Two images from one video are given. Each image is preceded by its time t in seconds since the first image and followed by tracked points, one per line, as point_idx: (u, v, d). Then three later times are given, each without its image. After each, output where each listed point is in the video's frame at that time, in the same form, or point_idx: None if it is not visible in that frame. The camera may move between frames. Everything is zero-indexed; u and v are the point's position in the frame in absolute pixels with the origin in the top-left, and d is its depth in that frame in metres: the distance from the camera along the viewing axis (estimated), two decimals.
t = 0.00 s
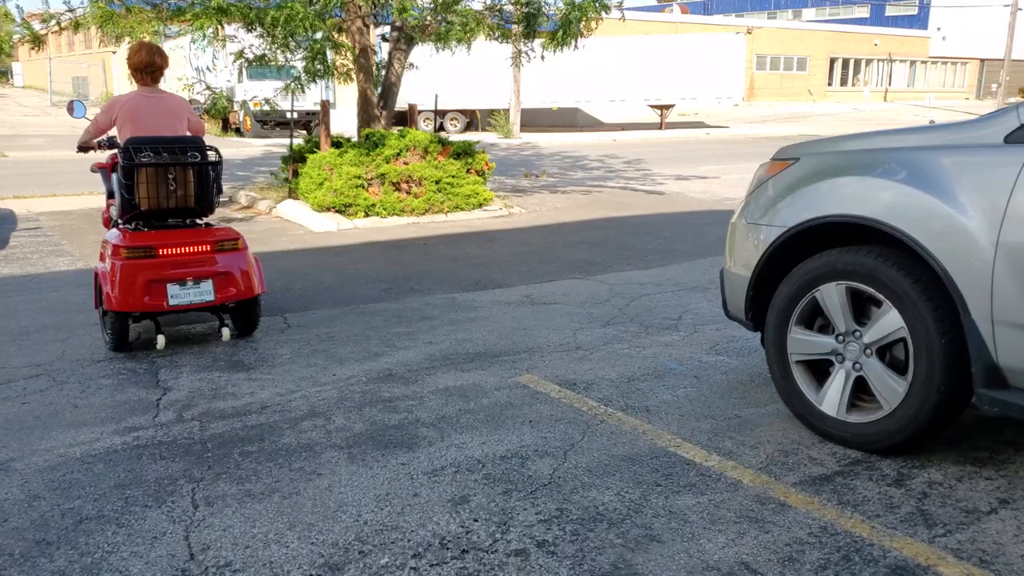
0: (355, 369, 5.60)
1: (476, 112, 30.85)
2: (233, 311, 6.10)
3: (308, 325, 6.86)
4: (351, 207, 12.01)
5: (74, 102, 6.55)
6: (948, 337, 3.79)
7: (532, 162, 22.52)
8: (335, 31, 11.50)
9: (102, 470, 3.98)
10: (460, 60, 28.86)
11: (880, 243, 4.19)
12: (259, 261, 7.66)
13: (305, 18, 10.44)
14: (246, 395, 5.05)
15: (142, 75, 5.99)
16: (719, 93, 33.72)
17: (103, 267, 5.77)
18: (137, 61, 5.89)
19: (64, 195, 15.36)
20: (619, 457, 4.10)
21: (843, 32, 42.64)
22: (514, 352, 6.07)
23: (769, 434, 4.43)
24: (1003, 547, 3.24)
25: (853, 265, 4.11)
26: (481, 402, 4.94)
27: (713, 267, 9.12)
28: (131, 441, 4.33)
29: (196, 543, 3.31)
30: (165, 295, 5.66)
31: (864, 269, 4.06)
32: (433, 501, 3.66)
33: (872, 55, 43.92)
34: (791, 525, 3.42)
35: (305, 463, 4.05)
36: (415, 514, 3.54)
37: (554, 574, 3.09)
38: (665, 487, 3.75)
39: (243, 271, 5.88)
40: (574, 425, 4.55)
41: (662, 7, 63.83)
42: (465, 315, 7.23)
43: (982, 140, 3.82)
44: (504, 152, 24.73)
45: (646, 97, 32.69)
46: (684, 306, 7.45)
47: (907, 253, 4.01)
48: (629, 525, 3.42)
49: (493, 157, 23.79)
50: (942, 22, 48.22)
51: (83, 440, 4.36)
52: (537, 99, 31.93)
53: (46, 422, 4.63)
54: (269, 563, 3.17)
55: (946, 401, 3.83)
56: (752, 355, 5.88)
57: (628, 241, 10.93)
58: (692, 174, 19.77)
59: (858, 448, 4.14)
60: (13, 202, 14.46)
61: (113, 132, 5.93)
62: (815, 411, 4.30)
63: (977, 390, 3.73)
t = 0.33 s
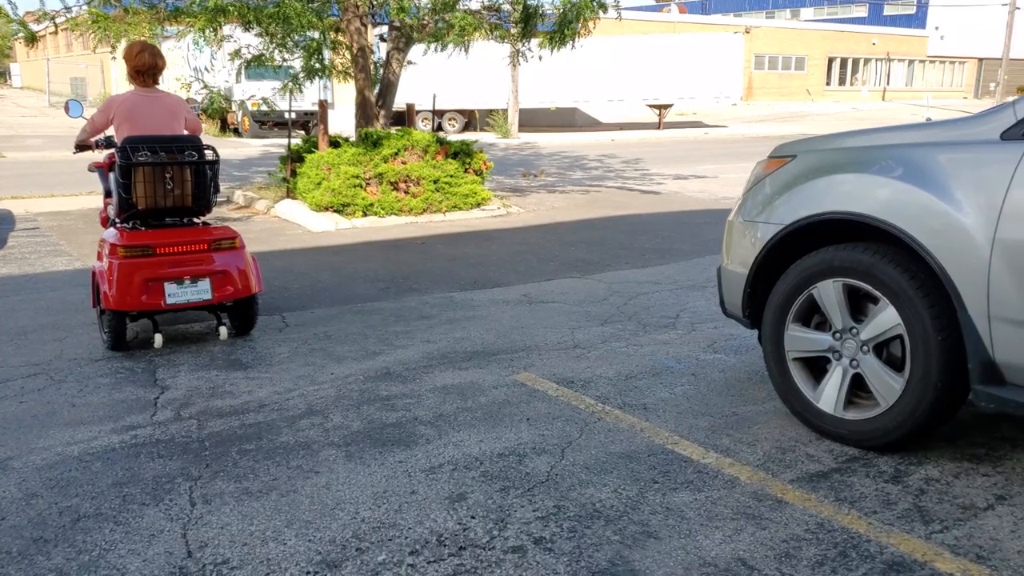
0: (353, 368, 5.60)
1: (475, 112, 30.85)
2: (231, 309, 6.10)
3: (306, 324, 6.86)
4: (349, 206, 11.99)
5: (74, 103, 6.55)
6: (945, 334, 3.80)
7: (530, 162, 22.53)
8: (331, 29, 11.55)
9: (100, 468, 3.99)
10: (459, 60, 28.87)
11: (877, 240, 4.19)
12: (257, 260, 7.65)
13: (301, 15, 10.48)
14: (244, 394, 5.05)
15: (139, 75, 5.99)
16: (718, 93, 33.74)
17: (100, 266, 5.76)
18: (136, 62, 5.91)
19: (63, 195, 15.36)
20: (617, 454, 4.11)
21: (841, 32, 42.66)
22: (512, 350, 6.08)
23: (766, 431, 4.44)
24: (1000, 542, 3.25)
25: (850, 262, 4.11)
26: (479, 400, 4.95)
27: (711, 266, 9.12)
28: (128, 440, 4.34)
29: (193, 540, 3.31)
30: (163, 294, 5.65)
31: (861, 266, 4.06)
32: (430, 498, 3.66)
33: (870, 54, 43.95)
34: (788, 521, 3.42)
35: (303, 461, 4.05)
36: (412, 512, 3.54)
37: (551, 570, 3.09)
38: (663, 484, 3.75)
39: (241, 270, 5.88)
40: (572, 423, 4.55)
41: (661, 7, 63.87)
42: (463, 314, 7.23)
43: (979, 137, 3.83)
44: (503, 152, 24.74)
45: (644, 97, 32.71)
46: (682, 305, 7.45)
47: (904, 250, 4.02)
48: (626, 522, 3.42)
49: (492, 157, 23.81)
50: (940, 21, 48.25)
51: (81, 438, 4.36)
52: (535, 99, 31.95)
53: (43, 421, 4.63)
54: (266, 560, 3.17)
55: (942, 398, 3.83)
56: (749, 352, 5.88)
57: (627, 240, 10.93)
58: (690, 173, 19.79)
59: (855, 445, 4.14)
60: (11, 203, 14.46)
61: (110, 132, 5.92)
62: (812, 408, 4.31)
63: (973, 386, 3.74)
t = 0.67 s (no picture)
0: (350, 366, 5.61)
1: (473, 112, 30.84)
2: (227, 308, 6.11)
3: (303, 323, 6.86)
4: (346, 206, 11.96)
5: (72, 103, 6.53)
6: (940, 332, 3.81)
7: (529, 162, 22.53)
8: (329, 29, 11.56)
9: (96, 466, 3.99)
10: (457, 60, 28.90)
11: (872, 238, 4.20)
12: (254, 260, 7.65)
13: (299, 16, 10.48)
14: (241, 392, 5.05)
15: (135, 73, 5.98)
16: (716, 93, 33.76)
17: (96, 264, 5.76)
18: (135, 61, 5.91)
19: (61, 195, 15.36)
20: (613, 452, 4.11)
21: (840, 32, 42.69)
22: (510, 349, 6.09)
23: (762, 429, 4.44)
24: (994, 540, 3.26)
25: (845, 261, 4.12)
26: (476, 398, 4.95)
27: (709, 266, 9.13)
28: (125, 438, 4.34)
29: (189, 538, 3.31)
30: (159, 292, 5.65)
31: (856, 265, 4.07)
32: (426, 496, 3.66)
33: (869, 54, 43.97)
34: (783, 519, 3.43)
35: (299, 460, 4.06)
36: (408, 510, 3.55)
37: (547, 568, 3.10)
38: (659, 482, 3.75)
39: (238, 268, 5.89)
40: (568, 421, 4.56)
41: (659, 8, 63.87)
42: (461, 313, 7.24)
43: (973, 136, 3.84)
44: (501, 152, 24.75)
45: (643, 97, 32.72)
46: (679, 304, 7.46)
47: (899, 249, 4.03)
48: (622, 519, 3.43)
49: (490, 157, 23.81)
50: (938, 22, 48.26)
51: (77, 437, 4.36)
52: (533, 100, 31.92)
53: (40, 419, 4.63)
54: (262, 558, 3.17)
55: (937, 396, 3.85)
56: (746, 351, 5.89)
57: (624, 240, 10.93)
58: (688, 173, 19.80)
59: (851, 443, 4.15)
60: (9, 203, 14.44)
61: (106, 131, 5.91)
62: (808, 407, 4.32)
63: (968, 384, 3.75)
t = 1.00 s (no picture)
0: (347, 365, 5.61)
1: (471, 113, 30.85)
2: (224, 307, 6.11)
3: (300, 322, 6.86)
4: (345, 206, 11.97)
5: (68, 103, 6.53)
6: (935, 329, 3.82)
7: (527, 162, 22.52)
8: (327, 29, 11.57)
9: (93, 464, 3.99)
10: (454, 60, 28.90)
11: (868, 235, 4.21)
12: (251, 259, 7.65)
13: (297, 17, 10.48)
14: (237, 391, 5.06)
15: (132, 72, 5.98)
16: (714, 93, 33.79)
17: (93, 263, 5.76)
18: (135, 60, 5.92)
19: (59, 195, 15.35)
20: (609, 449, 4.12)
21: (838, 32, 42.70)
22: (507, 347, 6.09)
23: (758, 426, 4.45)
24: (989, 535, 3.26)
25: (841, 258, 4.13)
26: (473, 396, 4.96)
27: (706, 265, 9.14)
28: (121, 436, 4.34)
29: (186, 535, 3.32)
30: (156, 291, 5.65)
31: (852, 262, 4.08)
32: (423, 493, 3.67)
33: (867, 54, 44.03)
34: (778, 515, 3.43)
35: (296, 457, 4.06)
36: (405, 507, 3.55)
37: (542, 564, 3.10)
38: (654, 479, 3.76)
39: (235, 267, 5.90)
40: (565, 418, 4.56)
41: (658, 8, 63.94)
42: (458, 312, 7.24)
43: (968, 133, 3.84)
44: (499, 153, 24.74)
45: (641, 97, 32.73)
46: (676, 303, 7.47)
47: (895, 246, 4.03)
48: (617, 516, 3.44)
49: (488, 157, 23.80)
50: (936, 22, 48.32)
51: (74, 435, 4.36)
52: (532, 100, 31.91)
53: (37, 418, 4.63)
54: (258, 554, 3.18)
55: (932, 393, 3.86)
56: (742, 349, 5.90)
57: (621, 239, 10.94)
58: (686, 173, 19.82)
59: (847, 440, 4.16)
60: (6, 203, 14.42)
61: (103, 130, 5.91)
62: (804, 404, 4.33)
63: (962, 380, 3.76)
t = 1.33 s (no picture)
0: (344, 365, 5.60)
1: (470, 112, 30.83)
2: (226, 309, 6.07)
3: (298, 322, 6.85)
4: (342, 205, 11.98)
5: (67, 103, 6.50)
6: (932, 329, 3.82)
7: (526, 162, 22.47)
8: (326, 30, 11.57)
9: (89, 463, 3.98)
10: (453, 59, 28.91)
11: (865, 234, 4.21)
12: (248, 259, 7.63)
13: (295, 19, 10.48)
14: (234, 391, 5.05)
15: (133, 70, 5.98)
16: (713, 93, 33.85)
17: (93, 266, 5.75)
18: (136, 57, 5.93)
19: (57, 195, 15.34)
20: (606, 450, 4.11)
21: (837, 32, 42.72)
22: (504, 347, 6.08)
23: (755, 426, 4.44)
24: (985, 535, 3.26)
25: (838, 257, 4.13)
26: (470, 396, 4.95)
27: (705, 265, 9.13)
28: (117, 436, 4.33)
29: (181, 535, 3.31)
30: (156, 293, 5.64)
31: (850, 262, 4.08)
32: (419, 493, 3.66)
33: (867, 54, 44.04)
34: (775, 515, 3.43)
35: (292, 457, 4.05)
36: (401, 506, 3.55)
37: (539, 564, 3.10)
38: (651, 479, 3.75)
39: (237, 269, 5.89)
40: (562, 418, 4.56)
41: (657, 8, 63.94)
42: (456, 312, 7.23)
43: (966, 132, 3.84)
44: (498, 152, 24.74)
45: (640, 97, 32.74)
46: (674, 303, 7.47)
47: (892, 245, 4.03)
48: (614, 516, 3.43)
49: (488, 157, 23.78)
50: (936, 22, 48.27)
51: (71, 435, 4.35)
52: (531, 100, 31.89)
53: (33, 417, 4.62)
54: (253, 554, 3.17)
55: (930, 392, 3.86)
56: (740, 349, 5.89)
57: (620, 239, 10.94)
58: (685, 173, 19.81)
59: (844, 440, 4.15)
60: (4, 203, 14.40)
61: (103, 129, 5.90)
62: (802, 404, 4.32)
63: (960, 380, 3.76)
